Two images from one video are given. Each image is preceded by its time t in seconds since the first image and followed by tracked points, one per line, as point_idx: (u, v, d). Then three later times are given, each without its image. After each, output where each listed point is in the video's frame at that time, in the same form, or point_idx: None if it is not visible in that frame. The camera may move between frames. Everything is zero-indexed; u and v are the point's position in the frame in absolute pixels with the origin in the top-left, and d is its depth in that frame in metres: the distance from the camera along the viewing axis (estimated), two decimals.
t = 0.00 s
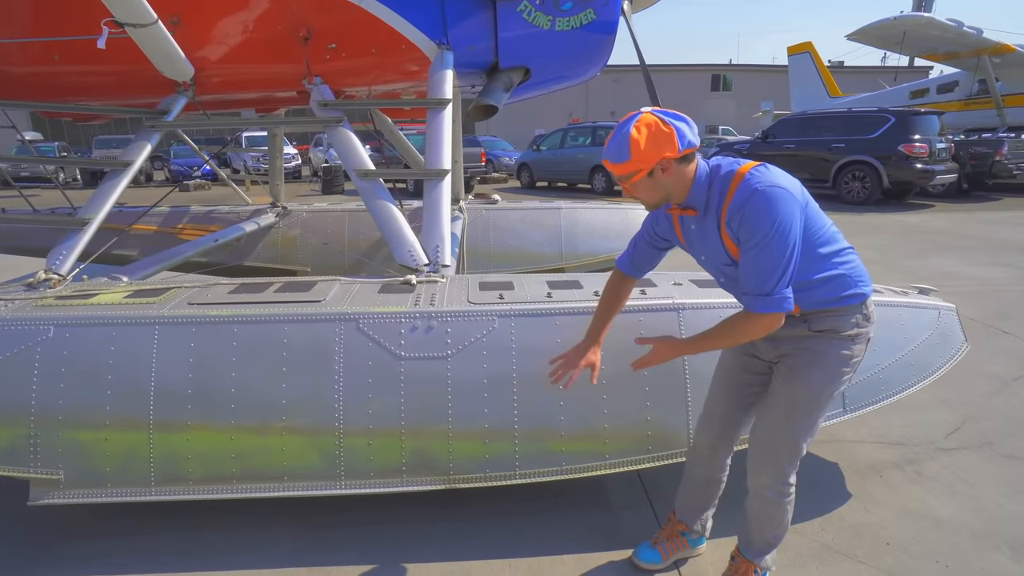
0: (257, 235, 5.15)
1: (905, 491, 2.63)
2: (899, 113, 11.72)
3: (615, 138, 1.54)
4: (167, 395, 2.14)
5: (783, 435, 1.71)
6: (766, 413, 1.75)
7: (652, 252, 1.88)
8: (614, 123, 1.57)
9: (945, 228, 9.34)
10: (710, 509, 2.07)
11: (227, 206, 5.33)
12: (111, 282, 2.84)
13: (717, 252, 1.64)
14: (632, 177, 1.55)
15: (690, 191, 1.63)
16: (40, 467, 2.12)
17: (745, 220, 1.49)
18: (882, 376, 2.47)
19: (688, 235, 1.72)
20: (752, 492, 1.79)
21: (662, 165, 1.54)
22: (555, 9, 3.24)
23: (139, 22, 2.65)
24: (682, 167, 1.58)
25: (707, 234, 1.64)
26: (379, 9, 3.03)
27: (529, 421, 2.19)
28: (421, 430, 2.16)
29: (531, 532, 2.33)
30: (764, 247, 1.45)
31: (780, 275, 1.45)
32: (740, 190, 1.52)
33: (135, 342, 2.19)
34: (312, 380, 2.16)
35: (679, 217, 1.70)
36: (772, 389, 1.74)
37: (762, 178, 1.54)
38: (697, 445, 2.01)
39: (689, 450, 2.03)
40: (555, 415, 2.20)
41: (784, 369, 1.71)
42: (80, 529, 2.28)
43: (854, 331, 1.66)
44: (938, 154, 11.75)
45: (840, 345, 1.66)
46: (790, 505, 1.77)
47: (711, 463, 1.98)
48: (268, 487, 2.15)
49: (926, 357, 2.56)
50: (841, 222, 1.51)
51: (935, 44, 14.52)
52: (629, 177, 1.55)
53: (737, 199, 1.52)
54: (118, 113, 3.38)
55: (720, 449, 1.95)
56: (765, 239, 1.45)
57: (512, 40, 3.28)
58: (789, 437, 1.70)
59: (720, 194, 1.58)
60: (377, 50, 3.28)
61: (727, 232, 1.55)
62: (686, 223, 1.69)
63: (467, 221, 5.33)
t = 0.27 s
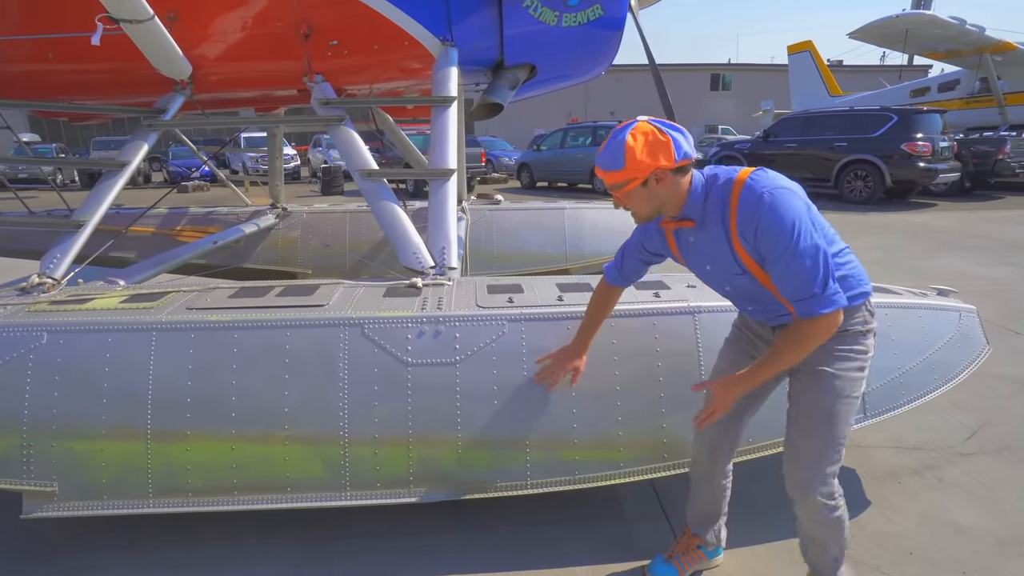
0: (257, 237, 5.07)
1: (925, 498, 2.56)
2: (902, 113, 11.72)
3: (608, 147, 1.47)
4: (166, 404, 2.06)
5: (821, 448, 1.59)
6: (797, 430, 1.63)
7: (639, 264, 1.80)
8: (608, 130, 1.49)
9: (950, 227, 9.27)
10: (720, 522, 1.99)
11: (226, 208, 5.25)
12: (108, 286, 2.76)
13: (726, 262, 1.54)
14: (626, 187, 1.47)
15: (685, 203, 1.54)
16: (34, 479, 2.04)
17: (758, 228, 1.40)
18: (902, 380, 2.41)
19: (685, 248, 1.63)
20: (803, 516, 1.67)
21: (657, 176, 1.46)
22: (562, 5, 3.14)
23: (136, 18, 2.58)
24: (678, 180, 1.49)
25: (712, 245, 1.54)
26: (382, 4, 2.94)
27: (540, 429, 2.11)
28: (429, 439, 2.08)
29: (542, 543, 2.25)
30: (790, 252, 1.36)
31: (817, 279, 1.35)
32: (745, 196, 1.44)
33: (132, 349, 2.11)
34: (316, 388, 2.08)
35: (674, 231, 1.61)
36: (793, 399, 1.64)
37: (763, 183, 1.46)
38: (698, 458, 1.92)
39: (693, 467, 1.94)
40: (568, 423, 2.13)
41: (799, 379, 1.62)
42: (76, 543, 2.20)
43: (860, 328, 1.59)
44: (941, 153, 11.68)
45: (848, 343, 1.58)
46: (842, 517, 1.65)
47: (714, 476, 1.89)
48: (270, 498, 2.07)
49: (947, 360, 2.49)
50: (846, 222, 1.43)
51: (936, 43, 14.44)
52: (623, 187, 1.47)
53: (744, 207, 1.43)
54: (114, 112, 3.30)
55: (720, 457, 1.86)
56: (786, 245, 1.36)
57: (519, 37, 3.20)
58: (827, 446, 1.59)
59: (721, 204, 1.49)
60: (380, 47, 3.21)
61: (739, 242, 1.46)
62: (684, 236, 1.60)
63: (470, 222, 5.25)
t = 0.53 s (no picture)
0: (257, 237, 5.02)
1: (940, 500, 2.52)
2: (903, 112, 11.68)
3: (657, 125, 1.45)
4: (168, 408, 2.01)
5: (868, 470, 1.54)
6: (846, 453, 1.59)
7: (662, 271, 1.77)
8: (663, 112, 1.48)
9: (952, 227, 9.23)
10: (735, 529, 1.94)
11: (226, 208, 5.20)
12: (107, 287, 2.72)
13: (752, 269, 1.51)
14: (662, 169, 1.44)
15: (714, 207, 1.50)
16: (32, 486, 1.99)
17: (786, 234, 1.37)
18: (917, 381, 2.37)
19: (710, 252, 1.60)
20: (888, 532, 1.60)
21: (696, 167, 1.43)
22: (568, 2, 3.12)
23: (135, 14, 2.54)
24: (715, 181, 1.46)
25: (739, 250, 1.51)
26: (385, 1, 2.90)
27: (552, 432, 2.07)
28: (438, 443, 2.04)
29: (551, 548, 2.20)
30: (818, 262, 1.32)
31: (847, 291, 1.30)
32: (774, 203, 1.40)
33: (133, 352, 2.06)
34: (321, 392, 2.04)
35: (700, 234, 1.58)
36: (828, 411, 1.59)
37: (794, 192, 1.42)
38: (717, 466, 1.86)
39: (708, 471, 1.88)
40: (579, 428, 2.08)
41: (824, 388, 1.57)
42: (75, 550, 2.15)
43: (897, 349, 1.51)
44: (941, 152, 11.65)
45: (885, 366, 1.50)
46: (919, 530, 1.57)
47: (735, 486, 1.84)
48: (275, 504, 2.03)
49: (962, 361, 2.46)
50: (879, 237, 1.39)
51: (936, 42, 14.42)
52: (659, 169, 1.44)
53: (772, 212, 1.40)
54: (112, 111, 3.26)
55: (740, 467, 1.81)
56: (814, 253, 1.32)
57: (525, 34, 3.17)
58: (875, 467, 1.53)
59: (749, 209, 1.46)
60: (384, 45, 3.17)
61: (766, 247, 1.42)
62: (709, 240, 1.56)
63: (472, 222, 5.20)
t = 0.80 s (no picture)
0: (257, 238, 5.01)
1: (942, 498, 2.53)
2: (899, 112, 11.70)
3: (719, 104, 1.47)
4: (174, 409, 2.01)
5: (896, 473, 1.55)
6: (873, 456, 1.59)
7: (711, 265, 1.80)
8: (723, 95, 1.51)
9: (948, 226, 9.27)
10: (744, 527, 1.94)
11: (226, 209, 5.19)
12: (109, 288, 2.71)
13: (790, 261, 1.51)
14: (720, 147, 1.45)
15: (762, 195, 1.51)
16: (38, 488, 1.99)
17: (830, 228, 1.37)
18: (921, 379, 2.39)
19: (751, 241, 1.60)
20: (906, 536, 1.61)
21: (754, 150, 1.44)
22: (571, 3, 3.13)
23: (138, 14, 2.53)
24: (769, 167, 1.48)
25: (779, 241, 1.51)
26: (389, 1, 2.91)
27: (559, 432, 2.07)
28: (447, 443, 2.04)
29: (558, 546, 2.21)
30: (859, 257, 1.32)
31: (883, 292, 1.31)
32: (821, 196, 1.40)
33: (138, 354, 2.06)
34: (328, 393, 2.03)
35: (744, 221, 1.59)
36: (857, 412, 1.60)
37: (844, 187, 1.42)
38: (737, 462, 1.86)
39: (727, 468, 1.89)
40: (586, 427, 2.09)
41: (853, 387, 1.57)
42: (81, 552, 2.15)
43: (933, 352, 1.50)
44: (937, 152, 11.68)
45: (921, 369, 1.49)
46: (942, 535, 1.57)
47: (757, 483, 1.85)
48: (283, 505, 2.02)
49: (964, 359, 2.47)
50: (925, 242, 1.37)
51: (932, 42, 14.49)
52: (719, 145, 1.45)
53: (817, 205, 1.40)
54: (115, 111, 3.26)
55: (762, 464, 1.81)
56: (857, 250, 1.33)
57: (527, 34, 3.17)
58: (903, 470, 1.54)
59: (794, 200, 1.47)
60: (387, 45, 3.17)
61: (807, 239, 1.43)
62: (752, 228, 1.57)
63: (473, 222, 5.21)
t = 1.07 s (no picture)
0: (257, 239, 5.01)
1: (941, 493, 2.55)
2: (894, 112, 11.71)
3: (738, 87, 1.52)
4: (180, 407, 2.01)
5: (905, 471, 1.56)
6: (883, 453, 1.61)
7: (740, 248, 1.84)
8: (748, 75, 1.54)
9: (943, 226, 9.32)
10: (748, 523, 1.96)
11: (225, 209, 5.18)
12: (112, 288, 2.71)
13: (817, 244, 1.53)
14: (735, 129, 1.50)
15: (790, 175, 1.54)
16: (42, 488, 1.99)
17: (862, 213, 1.38)
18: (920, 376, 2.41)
19: (779, 222, 1.62)
20: (911, 534, 1.62)
21: (770, 131, 1.47)
22: (572, 3, 3.14)
23: (140, 14, 2.54)
24: (790, 146, 1.49)
25: (809, 225, 1.53)
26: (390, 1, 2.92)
27: (564, 429, 2.09)
28: (452, 440, 2.05)
29: (561, 542, 2.22)
30: (890, 240, 1.34)
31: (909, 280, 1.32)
32: (858, 181, 1.42)
33: (143, 353, 2.06)
34: (333, 392, 2.04)
35: (776, 201, 1.61)
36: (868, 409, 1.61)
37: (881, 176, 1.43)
38: (746, 456, 1.88)
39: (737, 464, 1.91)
40: (590, 425, 2.10)
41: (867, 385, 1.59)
42: (85, 552, 2.15)
43: (950, 353, 1.49)
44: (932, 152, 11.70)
45: (937, 369, 1.49)
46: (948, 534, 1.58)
47: (767, 480, 1.86)
48: (288, 503, 2.03)
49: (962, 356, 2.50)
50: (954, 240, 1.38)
51: (926, 42, 14.58)
52: (733, 129, 1.51)
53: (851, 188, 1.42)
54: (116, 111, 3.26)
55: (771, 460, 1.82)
56: (887, 236, 1.34)
57: (528, 35, 3.18)
58: (911, 468, 1.54)
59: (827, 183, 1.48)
60: (389, 45, 3.18)
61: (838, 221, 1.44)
62: (782, 208, 1.59)
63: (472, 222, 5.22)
